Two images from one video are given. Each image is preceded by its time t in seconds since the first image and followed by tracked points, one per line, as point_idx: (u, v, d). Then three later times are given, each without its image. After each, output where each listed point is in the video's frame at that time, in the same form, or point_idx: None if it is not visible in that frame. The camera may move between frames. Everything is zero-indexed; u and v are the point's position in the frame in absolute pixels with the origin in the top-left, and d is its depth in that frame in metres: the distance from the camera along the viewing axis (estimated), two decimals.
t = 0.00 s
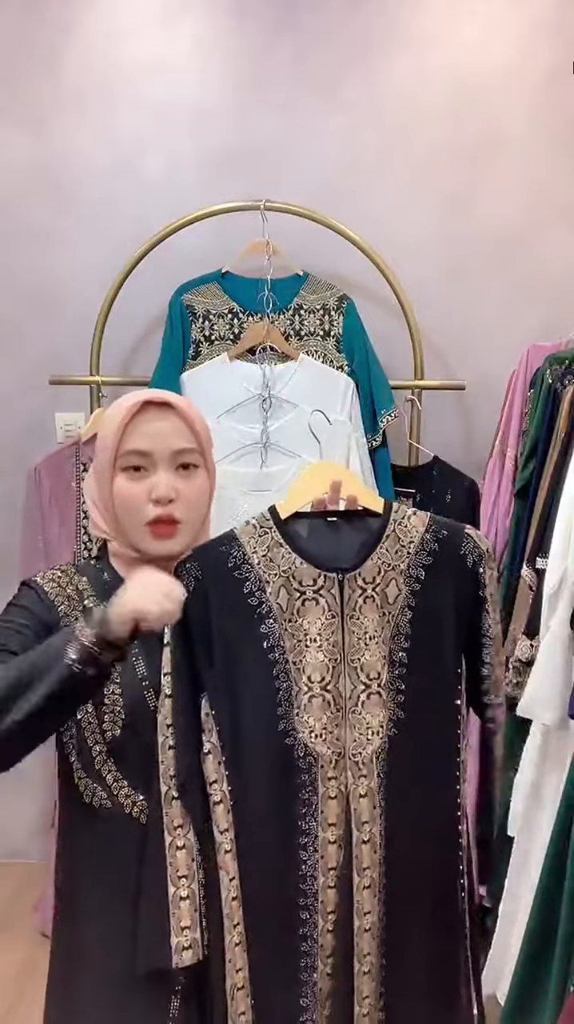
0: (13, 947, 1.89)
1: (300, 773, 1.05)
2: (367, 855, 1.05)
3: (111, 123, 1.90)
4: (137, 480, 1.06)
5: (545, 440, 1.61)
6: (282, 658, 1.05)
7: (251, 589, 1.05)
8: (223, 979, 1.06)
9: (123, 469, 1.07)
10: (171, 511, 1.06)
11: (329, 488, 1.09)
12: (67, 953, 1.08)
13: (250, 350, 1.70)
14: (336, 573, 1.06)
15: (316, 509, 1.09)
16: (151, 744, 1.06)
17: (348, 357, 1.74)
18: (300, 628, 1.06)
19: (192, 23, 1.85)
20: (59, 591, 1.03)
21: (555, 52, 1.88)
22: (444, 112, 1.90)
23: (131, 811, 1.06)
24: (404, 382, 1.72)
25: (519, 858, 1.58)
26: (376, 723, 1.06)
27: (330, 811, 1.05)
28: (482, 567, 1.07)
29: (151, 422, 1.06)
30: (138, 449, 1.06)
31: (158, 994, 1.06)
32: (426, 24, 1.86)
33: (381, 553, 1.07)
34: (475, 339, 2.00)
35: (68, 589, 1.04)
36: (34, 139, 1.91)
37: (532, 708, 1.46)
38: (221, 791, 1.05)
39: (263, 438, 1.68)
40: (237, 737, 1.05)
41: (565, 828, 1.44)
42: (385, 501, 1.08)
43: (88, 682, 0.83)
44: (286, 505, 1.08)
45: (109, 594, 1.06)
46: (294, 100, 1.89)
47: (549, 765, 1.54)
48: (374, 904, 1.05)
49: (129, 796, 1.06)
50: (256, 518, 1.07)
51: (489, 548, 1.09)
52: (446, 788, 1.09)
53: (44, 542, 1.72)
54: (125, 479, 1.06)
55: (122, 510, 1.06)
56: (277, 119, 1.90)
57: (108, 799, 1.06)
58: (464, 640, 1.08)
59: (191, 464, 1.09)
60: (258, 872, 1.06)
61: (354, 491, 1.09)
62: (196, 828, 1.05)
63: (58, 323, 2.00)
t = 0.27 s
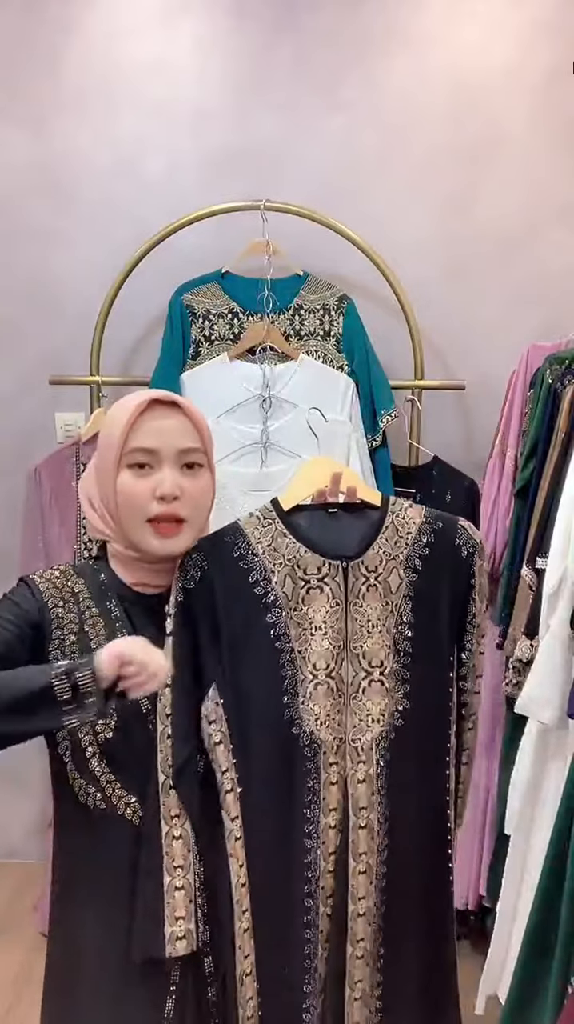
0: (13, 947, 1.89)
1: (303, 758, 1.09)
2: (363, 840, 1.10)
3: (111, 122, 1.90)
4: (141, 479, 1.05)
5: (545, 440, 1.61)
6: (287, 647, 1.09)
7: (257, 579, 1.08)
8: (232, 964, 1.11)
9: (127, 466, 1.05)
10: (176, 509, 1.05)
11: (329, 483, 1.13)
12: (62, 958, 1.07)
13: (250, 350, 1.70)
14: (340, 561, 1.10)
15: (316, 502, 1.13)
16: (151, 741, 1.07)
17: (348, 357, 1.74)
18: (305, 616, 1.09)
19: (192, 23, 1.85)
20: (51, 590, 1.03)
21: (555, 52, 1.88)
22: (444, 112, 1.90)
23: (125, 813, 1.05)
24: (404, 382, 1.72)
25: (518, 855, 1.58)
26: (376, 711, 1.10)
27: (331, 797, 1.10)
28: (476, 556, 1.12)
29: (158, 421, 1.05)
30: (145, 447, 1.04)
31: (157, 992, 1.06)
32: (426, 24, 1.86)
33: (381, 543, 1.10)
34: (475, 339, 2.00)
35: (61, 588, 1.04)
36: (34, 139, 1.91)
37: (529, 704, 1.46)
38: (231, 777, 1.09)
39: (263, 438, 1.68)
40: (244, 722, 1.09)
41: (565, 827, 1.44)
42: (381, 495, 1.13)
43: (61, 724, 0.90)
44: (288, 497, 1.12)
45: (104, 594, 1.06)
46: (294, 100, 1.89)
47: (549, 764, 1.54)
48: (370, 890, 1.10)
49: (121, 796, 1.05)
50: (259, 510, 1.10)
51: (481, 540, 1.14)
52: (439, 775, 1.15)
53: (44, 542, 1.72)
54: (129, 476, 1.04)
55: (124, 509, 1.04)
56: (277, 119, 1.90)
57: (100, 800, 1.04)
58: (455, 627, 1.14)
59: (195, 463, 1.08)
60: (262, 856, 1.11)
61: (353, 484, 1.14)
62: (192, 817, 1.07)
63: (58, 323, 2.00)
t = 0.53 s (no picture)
0: (14, 948, 1.89)
1: (307, 748, 1.07)
2: (366, 831, 1.08)
3: (111, 123, 1.90)
4: (141, 482, 1.04)
5: (545, 440, 1.61)
6: (295, 638, 1.07)
7: (265, 570, 1.06)
8: (240, 953, 1.07)
9: (127, 468, 1.04)
10: (176, 513, 1.04)
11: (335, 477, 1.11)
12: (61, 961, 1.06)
13: (250, 350, 1.70)
14: (347, 550, 1.09)
15: (321, 500, 1.11)
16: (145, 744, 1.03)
17: (348, 357, 1.74)
18: (312, 606, 1.08)
19: (192, 24, 1.85)
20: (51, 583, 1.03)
21: (555, 52, 1.88)
22: (444, 112, 1.90)
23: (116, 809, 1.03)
24: (404, 382, 1.72)
25: (516, 855, 1.58)
26: (380, 703, 1.08)
27: (334, 785, 1.08)
28: (476, 553, 1.12)
29: (159, 424, 1.04)
30: (145, 450, 1.03)
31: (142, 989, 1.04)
32: (426, 25, 1.86)
33: (385, 537, 1.09)
34: (475, 339, 2.00)
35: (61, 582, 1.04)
36: (34, 139, 1.91)
37: (524, 702, 1.45)
38: (243, 768, 1.07)
39: (263, 438, 1.68)
40: (252, 714, 1.07)
41: (565, 826, 1.43)
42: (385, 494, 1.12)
43: None
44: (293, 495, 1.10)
45: (104, 591, 1.05)
46: (294, 100, 1.89)
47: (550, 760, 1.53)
48: (374, 882, 1.08)
49: (112, 792, 1.03)
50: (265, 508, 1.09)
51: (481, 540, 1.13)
52: (439, 770, 1.13)
53: (44, 542, 1.72)
54: (129, 479, 1.03)
55: (125, 512, 1.03)
56: (278, 119, 1.90)
57: (90, 793, 1.04)
58: (456, 622, 1.13)
59: (196, 466, 1.07)
60: (269, 848, 1.08)
61: (357, 481, 1.12)
62: (181, 808, 1.03)
63: (58, 323, 2.00)
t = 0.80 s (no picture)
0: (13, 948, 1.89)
1: (310, 752, 1.07)
2: (371, 837, 1.06)
3: (111, 123, 1.90)
4: (164, 474, 1.00)
5: (545, 440, 1.61)
6: (302, 640, 1.06)
7: (276, 573, 1.05)
8: (254, 950, 1.06)
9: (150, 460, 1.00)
10: (198, 508, 1.01)
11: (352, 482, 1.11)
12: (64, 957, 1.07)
13: (250, 350, 1.70)
14: (358, 559, 1.06)
15: (336, 502, 1.10)
16: (161, 750, 1.02)
17: (349, 357, 1.74)
18: (321, 610, 1.06)
19: (191, 24, 1.86)
20: (43, 599, 1.00)
21: (554, 52, 1.88)
22: (444, 112, 1.90)
23: (134, 822, 1.01)
24: (404, 383, 1.72)
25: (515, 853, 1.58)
26: (388, 710, 1.07)
27: (336, 790, 1.07)
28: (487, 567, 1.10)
29: (186, 418, 1.01)
30: (171, 442, 1.00)
31: (169, 979, 1.03)
32: (426, 24, 1.86)
33: (398, 544, 1.07)
34: (475, 339, 2.00)
35: (54, 595, 1.01)
36: (34, 139, 1.91)
37: (522, 702, 1.45)
38: (253, 768, 1.05)
39: (263, 438, 1.68)
40: (258, 715, 1.06)
41: (565, 826, 1.43)
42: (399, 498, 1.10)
43: None
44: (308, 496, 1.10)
45: (103, 597, 1.03)
46: (294, 100, 1.89)
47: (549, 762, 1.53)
48: (378, 889, 1.07)
49: (127, 806, 1.01)
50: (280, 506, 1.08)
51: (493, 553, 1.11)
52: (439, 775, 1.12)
53: (44, 542, 1.72)
54: (152, 470, 1.00)
55: (145, 503, 1.00)
56: (278, 119, 1.90)
57: (107, 809, 1.01)
58: (463, 632, 1.12)
59: (214, 464, 1.05)
60: (277, 847, 1.08)
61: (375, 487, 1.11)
62: (203, 804, 1.02)
63: (58, 323, 2.00)
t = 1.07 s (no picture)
0: (12, 948, 1.88)
1: (303, 756, 1.06)
2: (364, 841, 1.07)
3: (111, 123, 1.90)
4: (156, 475, 1.00)
5: (545, 440, 1.61)
6: (296, 642, 1.06)
7: (270, 575, 1.04)
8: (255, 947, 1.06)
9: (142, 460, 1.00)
10: (191, 510, 1.01)
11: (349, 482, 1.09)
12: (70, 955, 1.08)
13: (250, 350, 1.70)
14: (354, 562, 1.05)
15: (332, 503, 1.08)
16: (158, 753, 1.02)
17: (348, 357, 1.74)
18: (315, 613, 1.06)
19: (191, 24, 1.85)
20: (33, 610, 1.00)
21: (554, 53, 1.88)
22: (444, 112, 1.90)
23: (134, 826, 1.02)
24: (404, 382, 1.72)
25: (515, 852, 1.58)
26: (382, 714, 1.07)
27: (328, 796, 1.07)
28: (485, 571, 1.08)
29: (178, 417, 1.00)
30: (163, 442, 0.99)
31: (176, 985, 1.05)
32: (426, 24, 1.86)
33: (395, 546, 1.06)
34: (475, 339, 2.00)
35: (44, 605, 1.01)
36: (34, 139, 1.91)
37: (523, 702, 1.45)
38: (249, 770, 1.05)
39: (263, 438, 1.68)
40: (253, 719, 1.05)
41: (565, 826, 1.43)
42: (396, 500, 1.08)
43: None
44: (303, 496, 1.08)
45: (95, 604, 1.03)
46: (294, 101, 1.89)
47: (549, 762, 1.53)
48: (371, 890, 1.08)
49: (127, 810, 1.02)
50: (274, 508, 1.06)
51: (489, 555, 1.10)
52: (430, 778, 1.11)
53: (45, 542, 1.72)
54: (144, 471, 0.99)
55: (138, 503, 1.00)
56: (277, 119, 1.90)
57: (106, 814, 1.03)
58: (456, 635, 1.11)
59: (207, 464, 1.04)
60: (271, 848, 1.07)
61: (372, 488, 1.09)
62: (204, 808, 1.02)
63: (58, 323, 2.00)
